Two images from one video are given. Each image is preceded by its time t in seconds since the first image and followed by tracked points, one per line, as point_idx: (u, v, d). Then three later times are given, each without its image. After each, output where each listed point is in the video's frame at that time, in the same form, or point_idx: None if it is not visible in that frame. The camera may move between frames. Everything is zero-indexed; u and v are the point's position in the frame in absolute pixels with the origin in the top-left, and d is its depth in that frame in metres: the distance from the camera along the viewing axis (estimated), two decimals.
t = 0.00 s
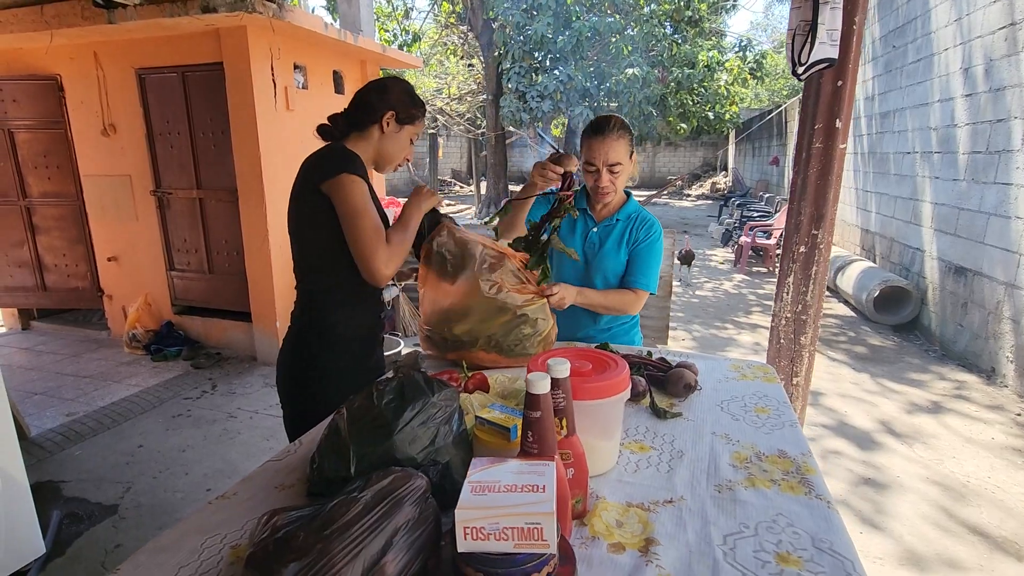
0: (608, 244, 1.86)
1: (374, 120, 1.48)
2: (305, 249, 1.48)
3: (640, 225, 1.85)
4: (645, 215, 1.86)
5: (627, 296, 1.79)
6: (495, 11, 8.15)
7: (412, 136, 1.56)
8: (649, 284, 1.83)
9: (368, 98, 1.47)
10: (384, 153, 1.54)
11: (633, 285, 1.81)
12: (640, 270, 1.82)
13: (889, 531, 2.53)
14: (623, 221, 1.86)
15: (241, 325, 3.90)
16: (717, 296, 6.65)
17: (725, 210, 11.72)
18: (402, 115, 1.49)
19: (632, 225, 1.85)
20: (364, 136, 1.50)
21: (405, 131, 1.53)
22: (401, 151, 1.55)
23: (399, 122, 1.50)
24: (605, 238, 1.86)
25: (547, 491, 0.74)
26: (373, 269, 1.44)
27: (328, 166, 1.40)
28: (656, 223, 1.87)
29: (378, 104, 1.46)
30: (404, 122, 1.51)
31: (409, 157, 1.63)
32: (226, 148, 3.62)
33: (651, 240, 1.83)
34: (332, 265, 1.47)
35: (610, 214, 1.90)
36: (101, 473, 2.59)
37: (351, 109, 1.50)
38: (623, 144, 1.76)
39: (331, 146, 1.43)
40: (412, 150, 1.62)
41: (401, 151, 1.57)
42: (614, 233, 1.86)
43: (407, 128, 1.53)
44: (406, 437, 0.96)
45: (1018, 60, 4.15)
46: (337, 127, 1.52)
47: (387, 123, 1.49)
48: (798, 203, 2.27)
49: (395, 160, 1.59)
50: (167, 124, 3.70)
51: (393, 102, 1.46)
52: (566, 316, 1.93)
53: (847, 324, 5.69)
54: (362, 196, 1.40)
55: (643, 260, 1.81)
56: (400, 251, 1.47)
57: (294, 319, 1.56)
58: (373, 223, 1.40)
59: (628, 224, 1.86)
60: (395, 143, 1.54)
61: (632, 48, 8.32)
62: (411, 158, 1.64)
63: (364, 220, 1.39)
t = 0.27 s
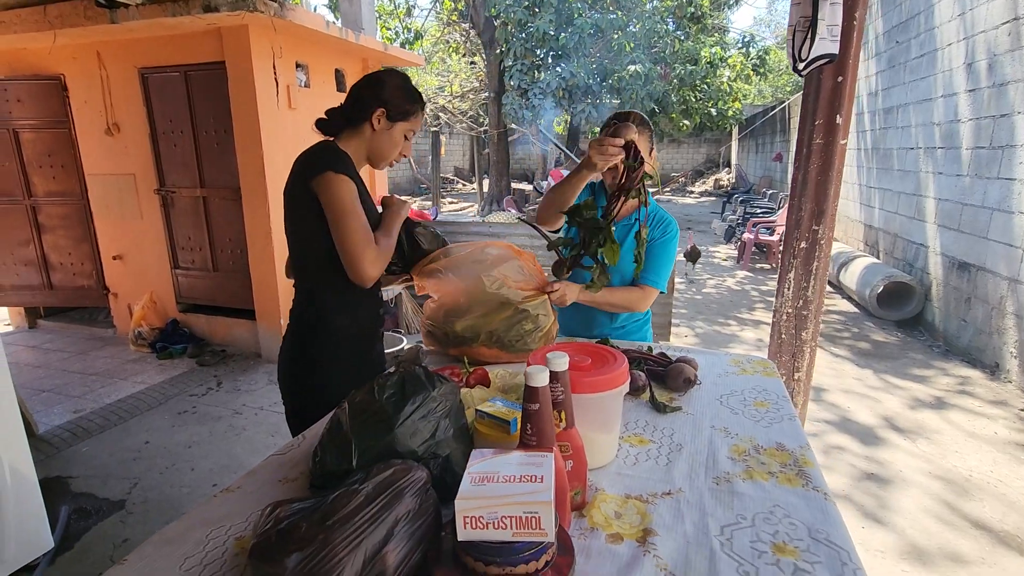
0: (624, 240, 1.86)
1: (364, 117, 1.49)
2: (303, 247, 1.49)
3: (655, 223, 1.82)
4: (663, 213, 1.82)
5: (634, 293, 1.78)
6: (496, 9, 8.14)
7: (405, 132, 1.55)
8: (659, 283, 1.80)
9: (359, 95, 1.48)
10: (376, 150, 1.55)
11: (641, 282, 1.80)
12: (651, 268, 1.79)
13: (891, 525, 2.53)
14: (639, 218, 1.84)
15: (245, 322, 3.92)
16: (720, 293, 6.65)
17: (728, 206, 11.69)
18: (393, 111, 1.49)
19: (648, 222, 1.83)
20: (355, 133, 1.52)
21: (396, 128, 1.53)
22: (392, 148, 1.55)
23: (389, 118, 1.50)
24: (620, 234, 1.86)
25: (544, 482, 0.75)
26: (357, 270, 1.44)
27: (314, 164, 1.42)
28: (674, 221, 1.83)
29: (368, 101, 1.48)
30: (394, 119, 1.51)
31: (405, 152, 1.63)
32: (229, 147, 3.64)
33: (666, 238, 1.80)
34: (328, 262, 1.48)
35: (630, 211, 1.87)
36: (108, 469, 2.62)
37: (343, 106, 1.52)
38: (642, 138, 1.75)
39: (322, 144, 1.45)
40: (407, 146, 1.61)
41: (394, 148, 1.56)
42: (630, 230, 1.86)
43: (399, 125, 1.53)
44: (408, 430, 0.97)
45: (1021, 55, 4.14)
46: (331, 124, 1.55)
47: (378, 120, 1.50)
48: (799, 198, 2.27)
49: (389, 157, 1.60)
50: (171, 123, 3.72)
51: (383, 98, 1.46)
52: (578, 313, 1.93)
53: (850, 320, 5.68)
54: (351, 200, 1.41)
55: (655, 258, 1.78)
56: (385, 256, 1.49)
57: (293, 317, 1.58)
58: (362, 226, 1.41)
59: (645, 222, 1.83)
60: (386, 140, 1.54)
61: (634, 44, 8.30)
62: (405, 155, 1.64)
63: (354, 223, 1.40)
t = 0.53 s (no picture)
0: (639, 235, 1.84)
1: (332, 107, 1.50)
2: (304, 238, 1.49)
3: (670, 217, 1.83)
4: (676, 207, 1.84)
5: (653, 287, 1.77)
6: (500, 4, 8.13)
7: (376, 121, 1.52)
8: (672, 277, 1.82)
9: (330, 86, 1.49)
10: (349, 139, 1.54)
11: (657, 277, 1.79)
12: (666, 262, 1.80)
13: (896, 517, 2.53)
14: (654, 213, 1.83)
15: (251, 317, 3.95)
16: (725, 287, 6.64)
17: (733, 201, 11.66)
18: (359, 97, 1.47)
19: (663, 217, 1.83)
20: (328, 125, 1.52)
21: (365, 116, 1.51)
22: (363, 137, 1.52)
23: (358, 105, 1.48)
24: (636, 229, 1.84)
25: (551, 464, 0.76)
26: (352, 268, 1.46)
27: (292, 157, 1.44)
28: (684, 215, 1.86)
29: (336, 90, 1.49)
30: (364, 107, 1.49)
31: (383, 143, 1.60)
32: (234, 143, 3.65)
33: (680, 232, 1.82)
34: (319, 258, 1.49)
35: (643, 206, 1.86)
36: (117, 462, 2.64)
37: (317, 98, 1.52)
38: (660, 134, 1.67)
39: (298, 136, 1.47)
40: (384, 136, 1.58)
41: (367, 137, 1.53)
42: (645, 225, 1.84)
43: (367, 113, 1.50)
44: (415, 417, 0.98)
45: None
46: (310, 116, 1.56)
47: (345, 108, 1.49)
48: (803, 190, 2.27)
49: (364, 147, 1.57)
50: (176, 119, 3.74)
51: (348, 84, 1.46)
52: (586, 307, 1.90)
53: (856, 314, 5.66)
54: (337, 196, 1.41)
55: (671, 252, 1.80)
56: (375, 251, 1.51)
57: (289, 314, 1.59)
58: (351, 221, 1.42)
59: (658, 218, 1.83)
60: (358, 130, 1.52)
61: (638, 39, 8.27)
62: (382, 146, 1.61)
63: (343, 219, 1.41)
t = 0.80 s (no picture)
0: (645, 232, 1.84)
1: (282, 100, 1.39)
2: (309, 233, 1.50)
3: (678, 215, 1.82)
4: (685, 205, 1.83)
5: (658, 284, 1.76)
6: None
7: (329, 113, 1.41)
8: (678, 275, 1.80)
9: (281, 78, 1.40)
10: (305, 134, 1.43)
11: (661, 274, 1.78)
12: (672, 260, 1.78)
13: (903, 512, 2.53)
14: (663, 210, 1.82)
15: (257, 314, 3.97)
16: (730, 283, 6.61)
17: (739, 196, 11.60)
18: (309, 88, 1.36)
19: (671, 214, 1.82)
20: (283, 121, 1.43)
21: (318, 108, 1.39)
22: (317, 131, 1.40)
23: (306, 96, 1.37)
24: (644, 226, 1.84)
25: (556, 455, 0.76)
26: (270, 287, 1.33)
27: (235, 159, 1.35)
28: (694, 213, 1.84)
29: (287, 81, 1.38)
30: (314, 97, 1.38)
31: (343, 136, 1.47)
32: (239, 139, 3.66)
33: (688, 230, 1.80)
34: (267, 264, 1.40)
35: (651, 201, 1.86)
36: (126, 457, 2.66)
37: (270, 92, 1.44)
38: (665, 132, 1.66)
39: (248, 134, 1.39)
40: (343, 127, 1.45)
41: (323, 131, 1.41)
42: (652, 222, 1.83)
43: (320, 104, 1.38)
44: (421, 409, 0.98)
45: None
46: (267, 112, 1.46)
47: (295, 100, 1.38)
48: (810, 183, 2.26)
49: (323, 141, 1.46)
50: (182, 116, 3.74)
51: (298, 75, 1.35)
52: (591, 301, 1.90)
53: (862, 310, 5.63)
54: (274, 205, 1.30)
55: (678, 250, 1.78)
56: (304, 271, 1.36)
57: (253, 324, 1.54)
58: (283, 235, 1.30)
59: (667, 214, 1.82)
60: (311, 124, 1.40)
61: (643, 33, 8.22)
62: (344, 139, 1.49)
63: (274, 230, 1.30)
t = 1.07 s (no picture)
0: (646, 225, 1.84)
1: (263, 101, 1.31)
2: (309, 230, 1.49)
3: (680, 208, 1.82)
4: (687, 197, 1.83)
5: (660, 276, 1.74)
6: None
7: (311, 111, 1.30)
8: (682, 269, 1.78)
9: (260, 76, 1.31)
10: (290, 136, 1.34)
11: (664, 266, 1.76)
12: (674, 253, 1.77)
13: (915, 509, 2.51)
14: (664, 203, 1.83)
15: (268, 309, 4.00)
16: (741, 279, 6.57)
17: (750, 192, 11.50)
18: (289, 87, 1.27)
19: (672, 207, 1.82)
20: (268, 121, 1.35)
21: (299, 108, 1.29)
22: (302, 133, 1.31)
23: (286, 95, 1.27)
24: (644, 219, 1.84)
25: (564, 445, 0.77)
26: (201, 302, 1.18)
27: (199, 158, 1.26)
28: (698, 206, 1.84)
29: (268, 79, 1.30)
30: (294, 95, 1.28)
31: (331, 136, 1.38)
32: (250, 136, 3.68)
33: (691, 223, 1.80)
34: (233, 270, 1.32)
35: (651, 194, 1.87)
36: (143, 449, 2.71)
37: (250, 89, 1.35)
38: (655, 125, 1.71)
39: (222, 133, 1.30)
40: (330, 125, 1.35)
41: (307, 131, 1.32)
42: (653, 215, 1.83)
43: (302, 102, 1.29)
44: (430, 401, 1.00)
45: None
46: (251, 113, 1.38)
47: (275, 100, 1.30)
48: (821, 177, 2.24)
49: (310, 141, 1.36)
50: (194, 113, 3.78)
51: (277, 73, 1.26)
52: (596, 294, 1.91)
53: (875, 306, 5.57)
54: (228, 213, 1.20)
55: (679, 242, 1.77)
56: (240, 295, 1.19)
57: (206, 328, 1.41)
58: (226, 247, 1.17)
59: (669, 207, 1.83)
60: (294, 125, 1.31)
61: (654, 27, 8.17)
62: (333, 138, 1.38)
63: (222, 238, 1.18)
